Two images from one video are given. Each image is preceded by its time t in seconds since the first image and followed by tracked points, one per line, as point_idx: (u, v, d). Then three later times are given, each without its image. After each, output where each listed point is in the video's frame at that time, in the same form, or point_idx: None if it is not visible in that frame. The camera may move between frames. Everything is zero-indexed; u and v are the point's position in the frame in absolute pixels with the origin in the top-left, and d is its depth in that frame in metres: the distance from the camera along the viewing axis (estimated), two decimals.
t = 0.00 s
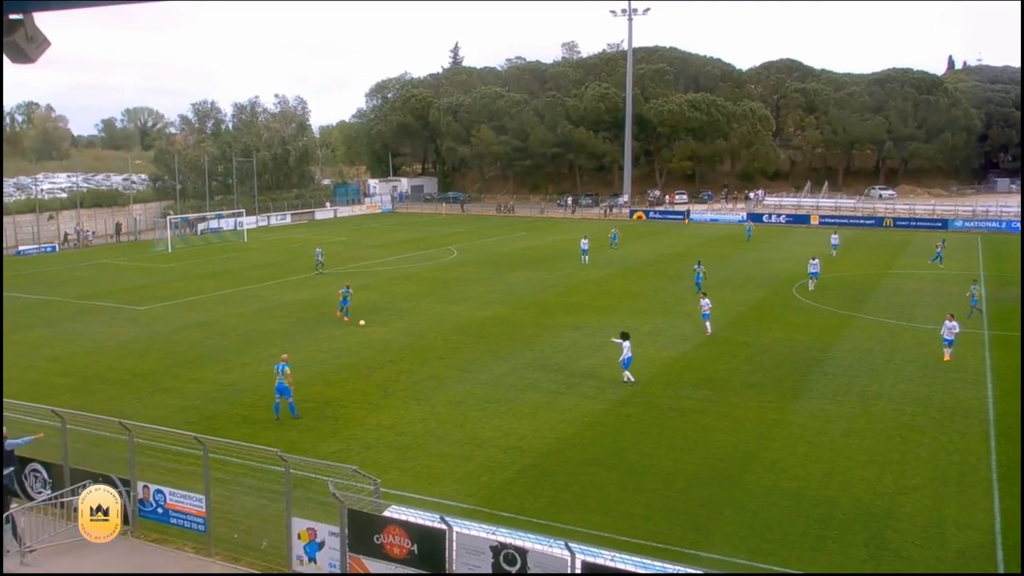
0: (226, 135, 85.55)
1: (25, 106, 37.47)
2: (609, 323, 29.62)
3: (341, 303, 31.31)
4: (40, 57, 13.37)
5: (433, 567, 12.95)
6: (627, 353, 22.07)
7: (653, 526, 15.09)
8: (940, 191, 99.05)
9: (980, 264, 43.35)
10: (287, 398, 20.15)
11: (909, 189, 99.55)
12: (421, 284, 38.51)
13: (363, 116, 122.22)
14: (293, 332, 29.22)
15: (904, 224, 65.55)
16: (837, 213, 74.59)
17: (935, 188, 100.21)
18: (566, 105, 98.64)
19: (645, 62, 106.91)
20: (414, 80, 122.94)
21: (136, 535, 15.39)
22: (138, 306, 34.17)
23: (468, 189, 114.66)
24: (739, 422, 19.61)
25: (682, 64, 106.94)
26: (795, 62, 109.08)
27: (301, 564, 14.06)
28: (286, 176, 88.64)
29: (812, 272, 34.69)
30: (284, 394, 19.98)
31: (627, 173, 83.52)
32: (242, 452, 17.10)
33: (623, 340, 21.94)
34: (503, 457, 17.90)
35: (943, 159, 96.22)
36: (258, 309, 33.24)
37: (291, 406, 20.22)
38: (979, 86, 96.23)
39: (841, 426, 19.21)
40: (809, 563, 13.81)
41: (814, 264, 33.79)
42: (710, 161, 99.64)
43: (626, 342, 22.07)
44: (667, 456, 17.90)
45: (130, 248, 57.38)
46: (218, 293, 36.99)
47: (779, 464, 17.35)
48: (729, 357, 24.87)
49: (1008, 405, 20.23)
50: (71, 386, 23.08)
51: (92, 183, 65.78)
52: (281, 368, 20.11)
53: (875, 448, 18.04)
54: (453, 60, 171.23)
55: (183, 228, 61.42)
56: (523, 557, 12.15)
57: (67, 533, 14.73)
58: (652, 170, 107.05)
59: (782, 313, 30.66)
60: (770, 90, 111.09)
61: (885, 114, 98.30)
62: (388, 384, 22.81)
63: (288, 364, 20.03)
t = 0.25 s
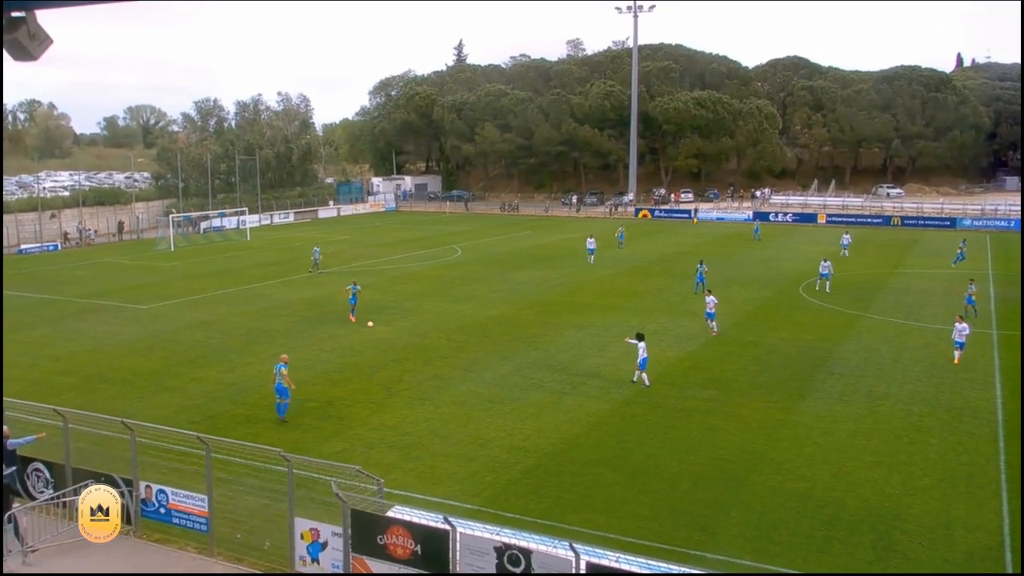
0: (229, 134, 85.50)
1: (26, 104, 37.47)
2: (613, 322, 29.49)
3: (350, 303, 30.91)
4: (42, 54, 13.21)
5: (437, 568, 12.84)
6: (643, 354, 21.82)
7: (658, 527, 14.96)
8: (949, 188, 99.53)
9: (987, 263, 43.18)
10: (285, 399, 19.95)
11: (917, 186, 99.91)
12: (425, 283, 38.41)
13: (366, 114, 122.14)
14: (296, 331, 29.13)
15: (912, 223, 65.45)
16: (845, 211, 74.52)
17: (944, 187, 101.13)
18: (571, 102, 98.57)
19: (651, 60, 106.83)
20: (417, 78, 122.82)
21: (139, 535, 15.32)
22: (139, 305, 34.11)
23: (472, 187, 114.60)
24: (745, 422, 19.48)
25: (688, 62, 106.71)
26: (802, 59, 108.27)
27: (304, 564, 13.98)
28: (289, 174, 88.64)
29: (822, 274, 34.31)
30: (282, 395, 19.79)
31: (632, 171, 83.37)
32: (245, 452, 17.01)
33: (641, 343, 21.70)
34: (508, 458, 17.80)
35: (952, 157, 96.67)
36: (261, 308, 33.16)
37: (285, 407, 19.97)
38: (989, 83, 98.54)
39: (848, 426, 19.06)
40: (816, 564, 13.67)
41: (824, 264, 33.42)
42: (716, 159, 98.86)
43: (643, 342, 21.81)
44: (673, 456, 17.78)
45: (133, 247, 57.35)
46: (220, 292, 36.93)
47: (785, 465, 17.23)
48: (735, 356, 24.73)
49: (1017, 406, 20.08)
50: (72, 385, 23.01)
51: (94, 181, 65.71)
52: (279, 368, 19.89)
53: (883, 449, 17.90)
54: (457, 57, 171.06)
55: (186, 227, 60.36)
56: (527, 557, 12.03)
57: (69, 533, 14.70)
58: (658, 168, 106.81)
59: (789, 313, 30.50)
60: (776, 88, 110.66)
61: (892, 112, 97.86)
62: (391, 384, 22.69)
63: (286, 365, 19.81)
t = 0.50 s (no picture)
0: (230, 132, 85.44)
1: (26, 102, 37.30)
2: (616, 322, 29.38)
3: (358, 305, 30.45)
4: (43, 52, 13.17)
5: (439, 568, 12.76)
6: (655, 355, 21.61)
7: (661, 528, 14.86)
8: (955, 187, 98.79)
9: (992, 262, 43.00)
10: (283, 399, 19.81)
11: (922, 185, 99.18)
12: (427, 282, 38.33)
13: (368, 112, 122.10)
14: (298, 331, 29.04)
15: (918, 222, 65.30)
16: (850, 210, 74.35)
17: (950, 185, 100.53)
18: (574, 100, 98.52)
19: (655, 57, 106.68)
20: (419, 76, 122.72)
21: (140, 535, 15.25)
22: (140, 304, 34.06)
23: (475, 185, 114.51)
24: (749, 423, 19.37)
25: (693, 60, 106.86)
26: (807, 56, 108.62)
27: (306, 564, 13.90)
28: (290, 173, 88.66)
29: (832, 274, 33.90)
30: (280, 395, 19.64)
31: (635, 169, 83.21)
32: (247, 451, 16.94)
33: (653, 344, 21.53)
34: (510, 457, 17.70)
35: (958, 155, 96.24)
36: (262, 307, 33.11)
37: (282, 408, 19.82)
38: (996, 80, 97.14)
39: (853, 427, 18.95)
40: (820, 565, 13.57)
41: (833, 264, 33.08)
42: (721, 157, 98.21)
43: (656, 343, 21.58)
44: (676, 456, 17.66)
45: (134, 246, 57.30)
46: (221, 291, 36.90)
47: (789, 465, 17.13)
48: (739, 356, 24.62)
49: None
50: (73, 384, 22.95)
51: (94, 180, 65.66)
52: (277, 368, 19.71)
53: (888, 449, 17.79)
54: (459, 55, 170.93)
55: (187, 225, 60.55)
56: (530, 558, 11.95)
57: (70, 533, 14.63)
58: (661, 167, 106.62)
59: (793, 312, 30.38)
60: (781, 86, 110.77)
61: (898, 110, 97.52)
62: (393, 384, 22.61)
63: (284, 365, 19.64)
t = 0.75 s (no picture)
0: (229, 130, 85.28)
1: (24, 100, 37.22)
2: (617, 321, 29.29)
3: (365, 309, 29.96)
4: (41, 51, 13.14)
5: (438, 569, 12.70)
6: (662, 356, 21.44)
7: (661, 528, 14.81)
8: (957, 185, 98.02)
9: (994, 262, 42.91)
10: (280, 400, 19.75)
11: (925, 183, 98.98)
12: (427, 281, 38.25)
13: (367, 111, 121.93)
14: (298, 330, 28.96)
15: (919, 221, 65.17)
16: (851, 209, 74.24)
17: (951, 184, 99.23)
18: (574, 99, 98.47)
19: (655, 56, 106.58)
20: (419, 74, 122.58)
21: (138, 535, 15.20)
22: (139, 303, 34.02)
23: (475, 184, 114.42)
24: (750, 423, 19.30)
25: (693, 58, 106.80)
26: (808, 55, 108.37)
27: (305, 565, 13.85)
28: (289, 171, 88.62)
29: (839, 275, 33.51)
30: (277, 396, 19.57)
31: (636, 167, 82.99)
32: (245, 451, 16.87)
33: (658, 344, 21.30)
34: (510, 458, 17.63)
35: (960, 154, 95.43)
36: (262, 307, 33.04)
37: (280, 408, 19.76)
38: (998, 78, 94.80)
39: (855, 427, 18.87)
40: (821, 566, 13.51)
41: (839, 265, 32.77)
42: (722, 156, 98.35)
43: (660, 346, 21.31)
44: (677, 457, 17.58)
45: (132, 245, 57.19)
46: (220, 290, 36.85)
47: (790, 466, 17.06)
48: (739, 356, 24.55)
49: None
50: (71, 384, 22.89)
51: (93, 179, 65.61)
52: (275, 369, 19.62)
53: (890, 449, 17.71)
54: (459, 53, 170.80)
55: (185, 224, 60.80)
56: (530, 559, 11.89)
57: (68, 533, 14.55)
58: (662, 166, 106.40)
59: (794, 311, 30.30)
60: (782, 84, 110.82)
61: (900, 108, 97.84)
62: (393, 383, 22.53)
63: (282, 366, 19.54)
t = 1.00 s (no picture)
0: (225, 129, 85.06)
1: (19, 99, 37.08)
2: (614, 321, 29.24)
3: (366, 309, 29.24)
4: (36, 49, 13.10)
5: (435, 569, 12.66)
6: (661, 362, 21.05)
7: (658, 527, 14.78)
8: (953, 185, 98.53)
9: (991, 261, 42.97)
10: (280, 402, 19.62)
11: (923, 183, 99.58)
12: (423, 281, 38.19)
13: (364, 110, 121.78)
14: (294, 330, 28.88)
15: (917, 220, 65.29)
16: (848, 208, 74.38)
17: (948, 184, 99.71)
18: (571, 98, 98.44)
19: (653, 55, 106.66)
20: (416, 73, 122.50)
21: (134, 535, 15.10)
22: (134, 303, 33.91)
23: (472, 183, 114.38)
24: (747, 422, 19.27)
25: (691, 57, 106.69)
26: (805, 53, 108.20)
27: (301, 565, 13.78)
28: (286, 170, 88.54)
29: (842, 275, 33.19)
30: (276, 398, 19.46)
31: (633, 167, 82.97)
32: (241, 451, 16.81)
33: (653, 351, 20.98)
34: (507, 458, 17.59)
35: (957, 153, 95.89)
36: (258, 306, 32.96)
37: (281, 410, 19.64)
38: (995, 78, 94.56)
39: (852, 426, 18.85)
40: (819, 566, 13.48)
41: (840, 265, 32.44)
42: (719, 156, 98.54)
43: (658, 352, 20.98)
44: (674, 456, 17.55)
45: (128, 244, 57.02)
46: (217, 290, 36.74)
47: (788, 465, 17.04)
48: (737, 355, 24.52)
49: None
50: (66, 384, 22.79)
51: (88, 178, 65.44)
52: (273, 371, 19.50)
53: (887, 449, 17.69)
54: (455, 53, 170.88)
55: (181, 223, 60.93)
56: (527, 559, 11.86)
57: (64, 533, 14.39)
58: (660, 165, 106.32)
59: (792, 311, 30.28)
60: (780, 83, 110.59)
61: (898, 108, 97.48)
62: (390, 383, 22.46)
63: (280, 368, 19.42)
